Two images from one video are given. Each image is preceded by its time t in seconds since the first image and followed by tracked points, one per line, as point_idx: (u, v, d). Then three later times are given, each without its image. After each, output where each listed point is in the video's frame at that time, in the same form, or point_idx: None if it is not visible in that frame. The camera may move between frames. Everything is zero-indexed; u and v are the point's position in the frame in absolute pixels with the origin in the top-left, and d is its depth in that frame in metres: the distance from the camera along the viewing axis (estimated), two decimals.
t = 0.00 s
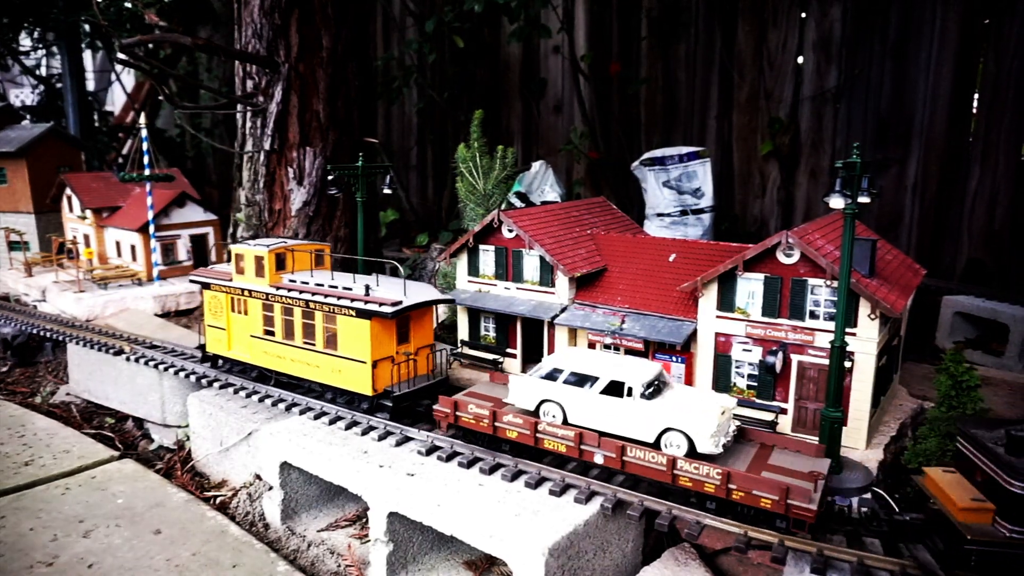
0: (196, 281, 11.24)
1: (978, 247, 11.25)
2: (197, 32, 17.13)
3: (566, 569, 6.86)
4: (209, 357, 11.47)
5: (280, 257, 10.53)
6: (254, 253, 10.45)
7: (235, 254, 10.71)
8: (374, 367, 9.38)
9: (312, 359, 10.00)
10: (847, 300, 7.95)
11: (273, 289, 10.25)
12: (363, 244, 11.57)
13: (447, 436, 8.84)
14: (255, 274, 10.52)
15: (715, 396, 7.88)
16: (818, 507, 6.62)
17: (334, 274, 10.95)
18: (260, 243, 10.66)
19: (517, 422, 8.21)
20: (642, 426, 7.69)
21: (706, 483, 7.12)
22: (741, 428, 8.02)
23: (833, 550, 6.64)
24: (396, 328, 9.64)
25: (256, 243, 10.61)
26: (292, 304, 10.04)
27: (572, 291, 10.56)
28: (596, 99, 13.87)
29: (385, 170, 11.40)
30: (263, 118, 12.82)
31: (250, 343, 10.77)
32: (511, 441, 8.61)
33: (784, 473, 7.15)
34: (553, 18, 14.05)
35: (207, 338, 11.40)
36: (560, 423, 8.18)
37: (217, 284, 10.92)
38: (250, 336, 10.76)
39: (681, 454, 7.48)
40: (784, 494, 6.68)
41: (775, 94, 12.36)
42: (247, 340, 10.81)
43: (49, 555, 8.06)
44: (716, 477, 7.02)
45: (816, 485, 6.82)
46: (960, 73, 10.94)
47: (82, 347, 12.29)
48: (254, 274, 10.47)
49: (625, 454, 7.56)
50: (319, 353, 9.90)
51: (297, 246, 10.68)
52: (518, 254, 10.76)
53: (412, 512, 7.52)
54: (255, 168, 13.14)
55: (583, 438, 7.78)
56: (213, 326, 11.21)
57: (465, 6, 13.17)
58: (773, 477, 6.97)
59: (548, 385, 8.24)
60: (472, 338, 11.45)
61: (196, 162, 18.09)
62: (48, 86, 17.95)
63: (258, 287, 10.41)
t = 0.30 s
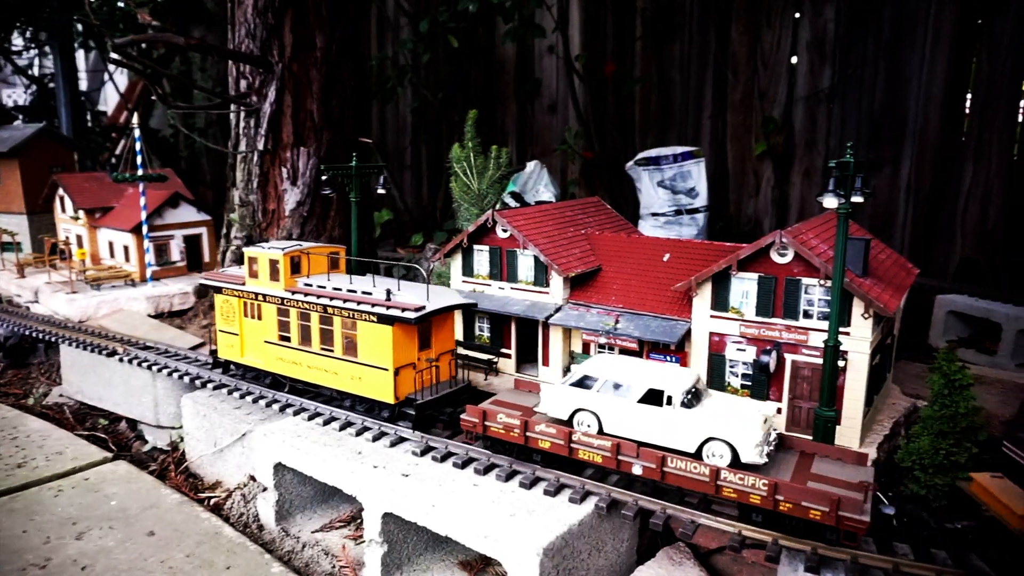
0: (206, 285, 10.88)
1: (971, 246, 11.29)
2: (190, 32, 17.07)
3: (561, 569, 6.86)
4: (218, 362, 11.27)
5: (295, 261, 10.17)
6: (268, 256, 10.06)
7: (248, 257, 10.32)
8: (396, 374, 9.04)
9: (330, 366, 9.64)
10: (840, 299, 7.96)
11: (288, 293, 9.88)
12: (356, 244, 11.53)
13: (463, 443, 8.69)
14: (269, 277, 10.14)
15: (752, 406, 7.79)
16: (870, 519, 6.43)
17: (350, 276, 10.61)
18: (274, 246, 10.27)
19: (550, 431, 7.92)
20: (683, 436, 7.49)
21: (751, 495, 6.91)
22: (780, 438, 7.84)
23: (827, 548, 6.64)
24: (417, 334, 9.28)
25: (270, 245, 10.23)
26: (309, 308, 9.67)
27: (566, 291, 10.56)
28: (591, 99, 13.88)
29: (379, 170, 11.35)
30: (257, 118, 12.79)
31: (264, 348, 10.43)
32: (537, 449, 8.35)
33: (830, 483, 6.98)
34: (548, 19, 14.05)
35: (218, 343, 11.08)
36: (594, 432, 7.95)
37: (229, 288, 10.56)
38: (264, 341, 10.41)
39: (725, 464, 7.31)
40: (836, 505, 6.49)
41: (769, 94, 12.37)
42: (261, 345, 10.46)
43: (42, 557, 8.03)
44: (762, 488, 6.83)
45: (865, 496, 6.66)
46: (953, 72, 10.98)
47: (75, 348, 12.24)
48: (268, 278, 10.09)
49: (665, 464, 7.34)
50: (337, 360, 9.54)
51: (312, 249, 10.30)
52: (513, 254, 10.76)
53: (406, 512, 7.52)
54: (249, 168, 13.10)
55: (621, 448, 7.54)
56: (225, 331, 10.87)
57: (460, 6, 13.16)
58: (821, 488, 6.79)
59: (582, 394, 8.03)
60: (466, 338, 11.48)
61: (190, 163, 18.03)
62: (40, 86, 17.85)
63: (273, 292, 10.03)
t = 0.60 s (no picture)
0: (212, 289, 10.55)
1: (956, 245, 11.38)
2: (177, 31, 16.96)
3: (551, 568, 6.86)
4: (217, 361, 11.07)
5: (306, 264, 9.90)
6: (279, 260, 9.78)
7: (257, 261, 10.06)
8: (415, 381, 8.78)
9: (345, 374, 9.37)
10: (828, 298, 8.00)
11: (300, 298, 9.62)
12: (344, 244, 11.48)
13: (453, 444, 8.67)
14: (279, 282, 9.85)
15: (789, 412, 7.58)
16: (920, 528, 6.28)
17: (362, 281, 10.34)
18: (283, 249, 10.01)
19: (581, 441, 7.68)
20: (721, 444, 7.27)
21: (794, 504, 6.76)
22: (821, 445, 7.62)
23: (815, 546, 6.65)
24: (435, 339, 9.03)
25: (281, 248, 9.95)
26: (323, 314, 9.41)
27: (556, 290, 10.57)
28: (580, 98, 13.90)
29: (367, 170, 11.31)
30: (245, 118, 12.72)
31: (275, 354, 10.11)
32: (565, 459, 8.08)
33: (871, 490, 6.85)
34: (537, 18, 14.06)
35: (226, 349, 10.75)
36: (628, 442, 7.67)
37: (237, 293, 10.25)
38: (274, 347, 10.10)
39: (766, 473, 7.12)
40: (884, 514, 6.38)
41: (757, 94, 12.41)
42: (271, 352, 10.15)
43: (28, 561, 7.95)
44: (807, 497, 6.68)
45: (910, 503, 6.55)
46: (938, 73, 11.08)
47: (60, 350, 12.13)
48: (279, 282, 9.81)
49: (703, 475, 7.15)
50: (352, 367, 9.28)
51: (323, 252, 10.03)
52: (502, 254, 10.75)
53: (395, 513, 7.50)
54: (237, 168, 13.03)
55: (657, 458, 7.33)
56: (232, 337, 10.55)
57: (448, 6, 13.16)
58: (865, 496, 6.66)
59: (612, 402, 7.75)
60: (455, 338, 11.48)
61: (177, 162, 17.90)
62: (25, 85, 17.69)
63: (284, 296, 9.73)
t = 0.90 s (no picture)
0: (216, 293, 10.05)
1: (940, 244, 11.47)
2: (161, 29, 16.81)
3: (538, 568, 6.86)
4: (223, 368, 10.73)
5: (317, 267, 9.45)
6: (290, 263, 9.34)
7: (265, 264, 9.61)
8: (436, 390, 8.41)
9: (360, 382, 8.97)
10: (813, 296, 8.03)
11: (312, 303, 9.18)
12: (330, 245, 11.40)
13: (440, 444, 8.64)
14: (290, 286, 9.41)
15: (822, 417, 7.50)
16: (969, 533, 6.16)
17: (374, 284, 9.93)
18: (293, 252, 9.57)
19: (614, 452, 7.43)
20: (761, 453, 7.16)
21: (838, 513, 6.60)
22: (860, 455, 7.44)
23: (801, 543, 6.67)
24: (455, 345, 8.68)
25: (291, 251, 9.50)
26: (336, 319, 8.99)
27: (543, 290, 10.58)
28: (567, 98, 13.90)
29: (353, 170, 11.23)
30: (230, 117, 12.64)
31: (284, 361, 9.65)
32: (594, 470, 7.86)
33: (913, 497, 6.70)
34: (524, 18, 14.05)
35: (230, 356, 10.26)
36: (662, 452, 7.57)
37: (244, 298, 9.78)
38: (283, 354, 9.65)
39: (808, 480, 7.00)
40: (933, 522, 6.22)
41: (743, 94, 12.46)
42: (280, 358, 9.70)
43: (9, 566, 7.86)
44: (852, 505, 6.52)
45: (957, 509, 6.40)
46: (921, 74, 11.17)
47: (42, 352, 11.99)
48: (289, 286, 9.37)
49: (743, 484, 6.95)
50: (368, 375, 8.87)
51: (335, 254, 9.60)
52: (489, 254, 10.73)
53: (382, 515, 7.48)
54: (221, 168, 12.94)
55: (694, 468, 7.11)
56: (239, 343, 10.05)
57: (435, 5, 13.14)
58: (911, 503, 6.51)
59: (646, 411, 7.63)
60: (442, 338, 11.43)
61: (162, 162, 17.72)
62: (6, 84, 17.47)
63: (295, 301, 9.30)
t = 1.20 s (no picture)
0: (226, 298, 9.70)
1: (922, 242, 11.57)
2: (145, 29, 16.67)
3: (525, 569, 6.85)
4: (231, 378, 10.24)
5: (334, 272, 9.14)
6: (306, 269, 9.01)
7: (278, 269, 9.28)
8: (463, 401, 8.16)
9: (381, 392, 8.69)
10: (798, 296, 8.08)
11: (330, 310, 8.88)
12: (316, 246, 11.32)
13: (426, 445, 8.61)
14: (306, 292, 9.10)
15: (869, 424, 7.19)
16: None
17: (390, 289, 9.67)
18: (307, 256, 9.23)
19: (655, 463, 7.13)
20: (810, 462, 6.85)
21: (892, 521, 6.42)
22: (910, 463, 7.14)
23: (787, 541, 6.70)
24: (481, 354, 8.42)
25: (306, 256, 9.18)
26: (357, 327, 8.70)
27: (529, 291, 10.59)
28: (553, 98, 13.91)
29: (339, 170, 11.17)
30: (214, 117, 12.56)
31: (299, 370, 9.35)
32: (630, 481, 7.55)
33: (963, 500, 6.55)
34: (510, 18, 14.05)
35: (241, 363, 9.94)
36: (705, 461, 7.19)
37: (256, 304, 9.46)
38: (299, 363, 9.35)
39: (859, 488, 6.71)
40: (989, 528, 6.08)
41: (728, 94, 12.51)
42: (294, 367, 9.40)
43: None
44: (906, 512, 6.35)
45: (1010, 513, 6.28)
46: (903, 74, 11.27)
47: (23, 355, 11.85)
48: (305, 292, 9.05)
49: (792, 493, 6.73)
50: (390, 385, 8.59)
51: (352, 259, 9.28)
52: (475, 254, 10.71)
53: (368, 517, 7.45)
54: (206, 168, 12.85)
55: (740, 477, 6.88)
56: (249, 350, 9.76)
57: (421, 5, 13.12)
58: (964, 508, 6.36)
59: (687, 419, 7.26)
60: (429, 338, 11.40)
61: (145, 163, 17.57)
62: None
63: (312, 308, 8.99)
